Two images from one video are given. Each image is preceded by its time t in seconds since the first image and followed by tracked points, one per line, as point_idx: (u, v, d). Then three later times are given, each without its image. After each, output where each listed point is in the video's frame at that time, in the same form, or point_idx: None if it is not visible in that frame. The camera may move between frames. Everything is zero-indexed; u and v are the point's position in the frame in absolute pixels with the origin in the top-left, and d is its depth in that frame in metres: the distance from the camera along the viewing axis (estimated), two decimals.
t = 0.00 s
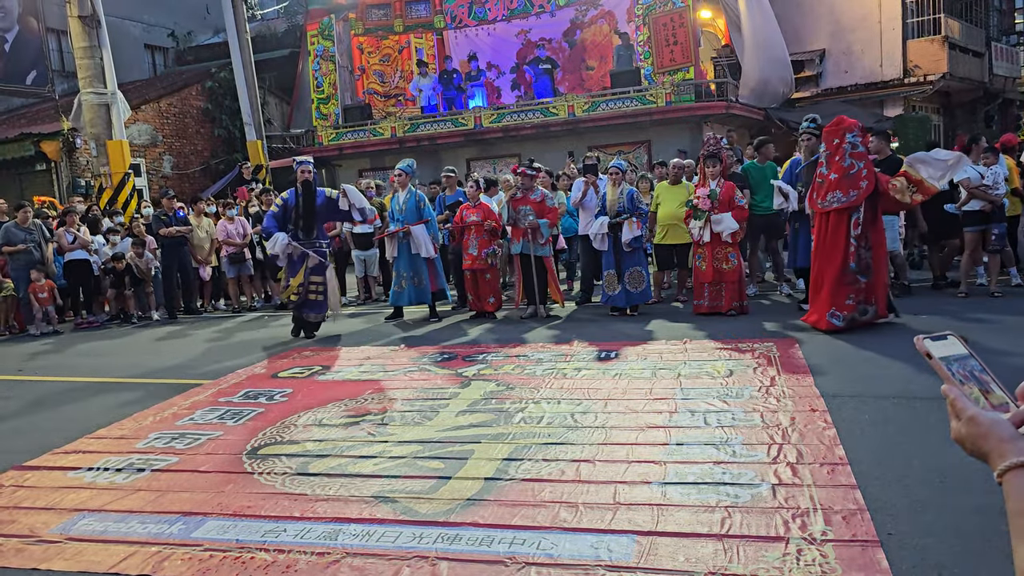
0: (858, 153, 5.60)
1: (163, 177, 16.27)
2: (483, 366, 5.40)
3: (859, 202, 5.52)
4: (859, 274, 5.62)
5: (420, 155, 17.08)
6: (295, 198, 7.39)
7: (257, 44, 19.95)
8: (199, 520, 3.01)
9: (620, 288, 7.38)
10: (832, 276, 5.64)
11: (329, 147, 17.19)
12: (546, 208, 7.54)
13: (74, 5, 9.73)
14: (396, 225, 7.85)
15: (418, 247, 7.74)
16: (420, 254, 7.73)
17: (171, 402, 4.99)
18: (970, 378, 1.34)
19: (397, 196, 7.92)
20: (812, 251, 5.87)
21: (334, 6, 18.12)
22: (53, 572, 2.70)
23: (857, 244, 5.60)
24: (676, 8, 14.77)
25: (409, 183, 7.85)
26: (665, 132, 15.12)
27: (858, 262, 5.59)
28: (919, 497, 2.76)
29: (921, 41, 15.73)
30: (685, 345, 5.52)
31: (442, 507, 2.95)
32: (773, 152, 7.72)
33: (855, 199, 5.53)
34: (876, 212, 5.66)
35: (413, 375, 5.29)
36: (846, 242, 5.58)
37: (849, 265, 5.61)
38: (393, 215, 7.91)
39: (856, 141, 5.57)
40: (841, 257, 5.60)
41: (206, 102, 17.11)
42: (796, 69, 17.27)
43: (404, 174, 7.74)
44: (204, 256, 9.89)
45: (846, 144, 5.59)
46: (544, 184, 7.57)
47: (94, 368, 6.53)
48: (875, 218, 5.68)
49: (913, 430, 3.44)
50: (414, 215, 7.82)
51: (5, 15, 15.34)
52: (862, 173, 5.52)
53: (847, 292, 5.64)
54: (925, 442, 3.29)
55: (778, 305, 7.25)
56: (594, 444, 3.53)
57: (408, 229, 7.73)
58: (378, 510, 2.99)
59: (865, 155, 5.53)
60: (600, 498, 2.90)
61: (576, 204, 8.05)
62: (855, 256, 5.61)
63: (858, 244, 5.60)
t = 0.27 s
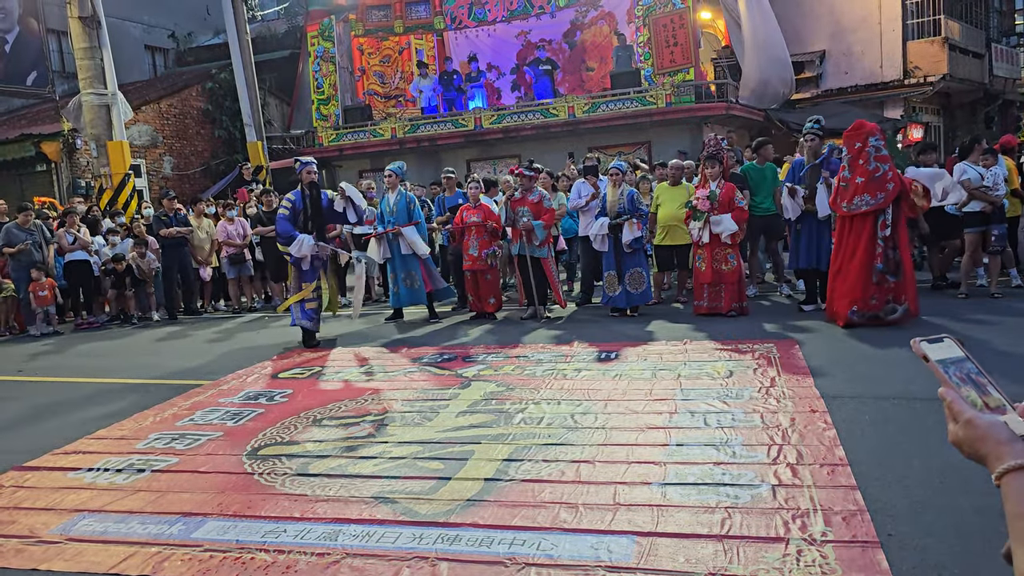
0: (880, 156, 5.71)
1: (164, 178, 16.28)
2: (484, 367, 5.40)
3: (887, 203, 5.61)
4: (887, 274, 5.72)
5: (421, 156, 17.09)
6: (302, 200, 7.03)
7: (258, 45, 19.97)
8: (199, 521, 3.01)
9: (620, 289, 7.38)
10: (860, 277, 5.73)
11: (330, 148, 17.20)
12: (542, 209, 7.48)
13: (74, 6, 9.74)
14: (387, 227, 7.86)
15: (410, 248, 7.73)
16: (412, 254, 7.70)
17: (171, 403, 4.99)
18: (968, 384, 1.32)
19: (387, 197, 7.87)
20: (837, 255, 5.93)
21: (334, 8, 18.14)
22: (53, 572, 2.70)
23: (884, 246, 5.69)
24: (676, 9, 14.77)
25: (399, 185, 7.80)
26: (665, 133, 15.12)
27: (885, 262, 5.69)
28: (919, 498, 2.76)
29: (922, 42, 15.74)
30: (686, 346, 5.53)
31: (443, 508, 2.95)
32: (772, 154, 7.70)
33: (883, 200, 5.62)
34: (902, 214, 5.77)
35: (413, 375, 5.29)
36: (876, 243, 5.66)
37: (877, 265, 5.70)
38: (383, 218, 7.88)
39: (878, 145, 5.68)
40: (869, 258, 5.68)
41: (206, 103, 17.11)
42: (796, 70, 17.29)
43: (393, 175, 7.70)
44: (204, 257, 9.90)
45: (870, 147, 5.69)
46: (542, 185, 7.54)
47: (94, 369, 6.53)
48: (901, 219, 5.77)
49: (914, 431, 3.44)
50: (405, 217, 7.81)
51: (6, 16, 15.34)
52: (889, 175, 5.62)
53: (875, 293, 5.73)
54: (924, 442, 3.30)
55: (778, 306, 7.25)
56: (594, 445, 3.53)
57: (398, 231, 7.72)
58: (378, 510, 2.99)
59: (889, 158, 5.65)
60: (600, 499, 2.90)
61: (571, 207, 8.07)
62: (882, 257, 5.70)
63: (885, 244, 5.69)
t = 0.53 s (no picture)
0: (897, 155, 5.94)
1: (163, 179, 16.27)
2: (482, 370, 5.40)
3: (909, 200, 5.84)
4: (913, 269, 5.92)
5: (420, 158, 17.09)
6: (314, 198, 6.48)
7: (257, 47, 19.99)
8: (197, 523, 3.00)
9: (620, 292, 7.38)
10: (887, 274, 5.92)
11: (329, 150, 17.19)
12: (541, 212, 7.53)
13: (74, 7, 9.75)
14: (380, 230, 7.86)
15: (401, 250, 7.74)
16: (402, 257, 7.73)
17: (169, 405, 4.99)
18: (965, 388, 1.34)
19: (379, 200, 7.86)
20: (857, 252, 6.10)
21: (334, 9, 18.29)
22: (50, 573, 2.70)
23: (908, 241, 5.91)
24: (675, 12, 14.99)
25: (389, 188, 7.79)
26: (664, 136, 15.11)
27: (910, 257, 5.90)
28: (916, 503, 2.76)
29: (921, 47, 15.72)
30: (684, 350, 5.53)
31: (440, 510, 2.95)
32: (769, 158, 7.70)
33: (905, 197, 5.86)
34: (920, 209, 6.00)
35: (411, 378, 5.29)
36: (899, 240, 5.89)
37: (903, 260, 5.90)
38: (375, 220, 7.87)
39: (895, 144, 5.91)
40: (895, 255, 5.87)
41: (206, 104, 17.11)
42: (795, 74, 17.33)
43: (385, 178, 7.71)
44: (202, 258, 9.91)
45: (887, 147, 5.92)
46: (542, 188, 7.59)
47: (92, 370, 6.52)
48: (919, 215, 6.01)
49: (912, 436, 3.44)
50: (397, 219, 7.81)
51: (6, 16, 15.31)
52: (909, 173, 5.86)
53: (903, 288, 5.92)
54: (922, 447, 3.30)
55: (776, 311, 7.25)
56: (592, 448, 3.53)
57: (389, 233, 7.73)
58: (376, 513, 2.99)
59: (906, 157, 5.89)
60: (597, 502, 2.90)
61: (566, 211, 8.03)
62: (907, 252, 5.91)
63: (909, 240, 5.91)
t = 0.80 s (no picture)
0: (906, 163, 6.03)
1: (163, 177, 16.27)
2: (480, 371, 5.41)
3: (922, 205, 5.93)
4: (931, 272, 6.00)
5: (421, 158, 17.09)
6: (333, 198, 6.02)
7: (259, 46, 19.99)
8: (194, 522, 3.01)
9: (619, 294, 7.40)
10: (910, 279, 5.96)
11: (329, 150, 17.19)
12: (542, 214, 7.53)
13: (76, 4, 9.75)
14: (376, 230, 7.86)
15: (397, 251, 7.74)
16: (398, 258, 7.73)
17: (167, 403, 4.99)
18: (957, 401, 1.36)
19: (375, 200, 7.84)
20: (874, 260, 6.09)
21: (336, 9, 18.13)
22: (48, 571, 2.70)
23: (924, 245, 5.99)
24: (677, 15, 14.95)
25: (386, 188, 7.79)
26: (665, 138, 15.10)
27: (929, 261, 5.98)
28: (911, 507, 2.76)
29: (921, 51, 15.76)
30: (682, 352, 5.53)
31: (437, 512, 2.96)
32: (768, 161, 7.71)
33: (919, 203, 5.94)
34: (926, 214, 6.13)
35: (410, 379, 5.30)
36: (918, 245, 5.95)
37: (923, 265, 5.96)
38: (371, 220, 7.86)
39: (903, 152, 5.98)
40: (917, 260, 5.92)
41: (207, 102, 17.12)
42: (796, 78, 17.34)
43: (382, 178, 7.69)
44: (202, 257, 9.89)
45: (899, 155, 5.99)
46: (542, 189, 7.61)
47: (91, 368, 6.52)
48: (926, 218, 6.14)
49: (909, 441, 3.45)
50: (393, 219, 7.80)
51: (7, 13, 15.32)
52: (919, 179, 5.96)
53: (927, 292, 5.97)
54: (918, 452, 3.31)
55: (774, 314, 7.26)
56: (590, 450, 3.54)
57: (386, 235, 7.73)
58: (372, 514, 2.99)
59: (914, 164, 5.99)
60: (594, 505, 2.91)
61: (567, 211, 8.06)
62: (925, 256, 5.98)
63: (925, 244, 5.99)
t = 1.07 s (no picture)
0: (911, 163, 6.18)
1: (166, 173, 16.29)
2: (480, 368, 5.41)
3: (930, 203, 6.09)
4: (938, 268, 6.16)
5: (423, 156, 17.09)
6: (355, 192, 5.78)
7: (263, 42, 20.01)
8: (194, 516, 3.02)
9: (620, 293, 7.41)
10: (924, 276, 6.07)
11: (332, 147, 17.19)
12: (545, 212, 7.59)
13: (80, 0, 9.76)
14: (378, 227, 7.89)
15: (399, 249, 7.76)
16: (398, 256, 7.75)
17: (169, 398, 5.00)
18: (952, 400, 1.36)
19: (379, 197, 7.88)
20: (889, 258, 6.15)
21: (340, 6, 17.99)
22: (48, 563, 2.72)
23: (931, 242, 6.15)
24: (680, 15, 14.96)
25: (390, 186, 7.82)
26: (667, 138, 15.08)
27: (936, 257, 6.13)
28: (908, 508, 2.77)
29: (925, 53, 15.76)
30: (682, 352, 5.53)
31: (436, 508, 2.97)
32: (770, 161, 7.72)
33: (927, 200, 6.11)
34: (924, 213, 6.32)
35: (410, 376, 5.31)
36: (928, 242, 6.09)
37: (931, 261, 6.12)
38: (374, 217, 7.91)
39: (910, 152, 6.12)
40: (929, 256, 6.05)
41: (210, 99, 17.17)
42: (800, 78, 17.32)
43: (386, 176, 7.73)
44: (204, 252, 9.92)
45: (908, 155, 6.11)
46: (544, 188, 7.63)
47: (92, 363, 6.53)
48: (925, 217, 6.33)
49: (907, 441, 3.46)
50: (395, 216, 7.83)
51: (12, 8, 15.52)
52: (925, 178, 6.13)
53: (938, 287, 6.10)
54: (916, 453, 3.31)
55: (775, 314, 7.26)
56: (589, 448, 3.55)
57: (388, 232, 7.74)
58: (372, 509, 3.00)
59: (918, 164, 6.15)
60: (593, 502, 2.92)
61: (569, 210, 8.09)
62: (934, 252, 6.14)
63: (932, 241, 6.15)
